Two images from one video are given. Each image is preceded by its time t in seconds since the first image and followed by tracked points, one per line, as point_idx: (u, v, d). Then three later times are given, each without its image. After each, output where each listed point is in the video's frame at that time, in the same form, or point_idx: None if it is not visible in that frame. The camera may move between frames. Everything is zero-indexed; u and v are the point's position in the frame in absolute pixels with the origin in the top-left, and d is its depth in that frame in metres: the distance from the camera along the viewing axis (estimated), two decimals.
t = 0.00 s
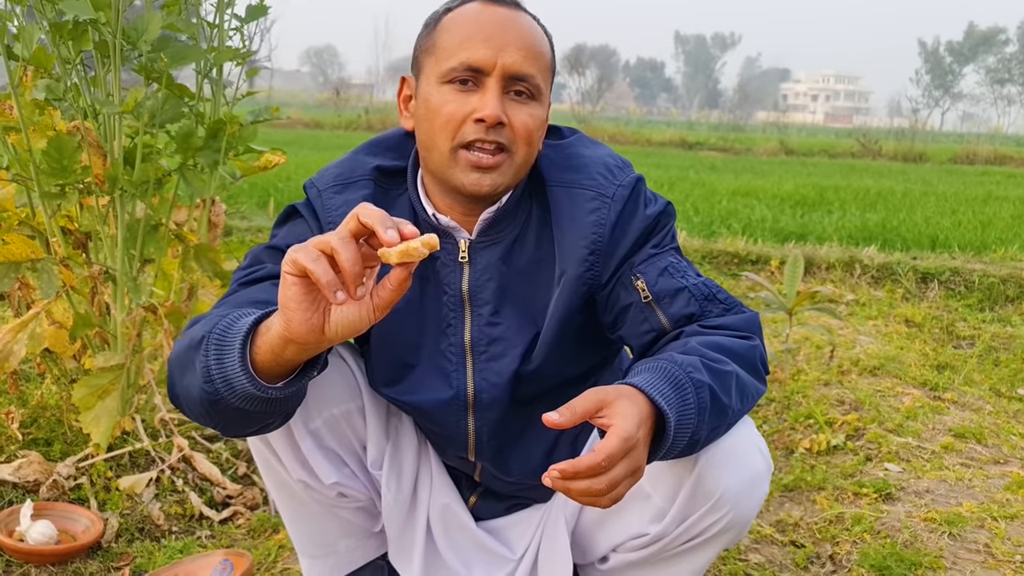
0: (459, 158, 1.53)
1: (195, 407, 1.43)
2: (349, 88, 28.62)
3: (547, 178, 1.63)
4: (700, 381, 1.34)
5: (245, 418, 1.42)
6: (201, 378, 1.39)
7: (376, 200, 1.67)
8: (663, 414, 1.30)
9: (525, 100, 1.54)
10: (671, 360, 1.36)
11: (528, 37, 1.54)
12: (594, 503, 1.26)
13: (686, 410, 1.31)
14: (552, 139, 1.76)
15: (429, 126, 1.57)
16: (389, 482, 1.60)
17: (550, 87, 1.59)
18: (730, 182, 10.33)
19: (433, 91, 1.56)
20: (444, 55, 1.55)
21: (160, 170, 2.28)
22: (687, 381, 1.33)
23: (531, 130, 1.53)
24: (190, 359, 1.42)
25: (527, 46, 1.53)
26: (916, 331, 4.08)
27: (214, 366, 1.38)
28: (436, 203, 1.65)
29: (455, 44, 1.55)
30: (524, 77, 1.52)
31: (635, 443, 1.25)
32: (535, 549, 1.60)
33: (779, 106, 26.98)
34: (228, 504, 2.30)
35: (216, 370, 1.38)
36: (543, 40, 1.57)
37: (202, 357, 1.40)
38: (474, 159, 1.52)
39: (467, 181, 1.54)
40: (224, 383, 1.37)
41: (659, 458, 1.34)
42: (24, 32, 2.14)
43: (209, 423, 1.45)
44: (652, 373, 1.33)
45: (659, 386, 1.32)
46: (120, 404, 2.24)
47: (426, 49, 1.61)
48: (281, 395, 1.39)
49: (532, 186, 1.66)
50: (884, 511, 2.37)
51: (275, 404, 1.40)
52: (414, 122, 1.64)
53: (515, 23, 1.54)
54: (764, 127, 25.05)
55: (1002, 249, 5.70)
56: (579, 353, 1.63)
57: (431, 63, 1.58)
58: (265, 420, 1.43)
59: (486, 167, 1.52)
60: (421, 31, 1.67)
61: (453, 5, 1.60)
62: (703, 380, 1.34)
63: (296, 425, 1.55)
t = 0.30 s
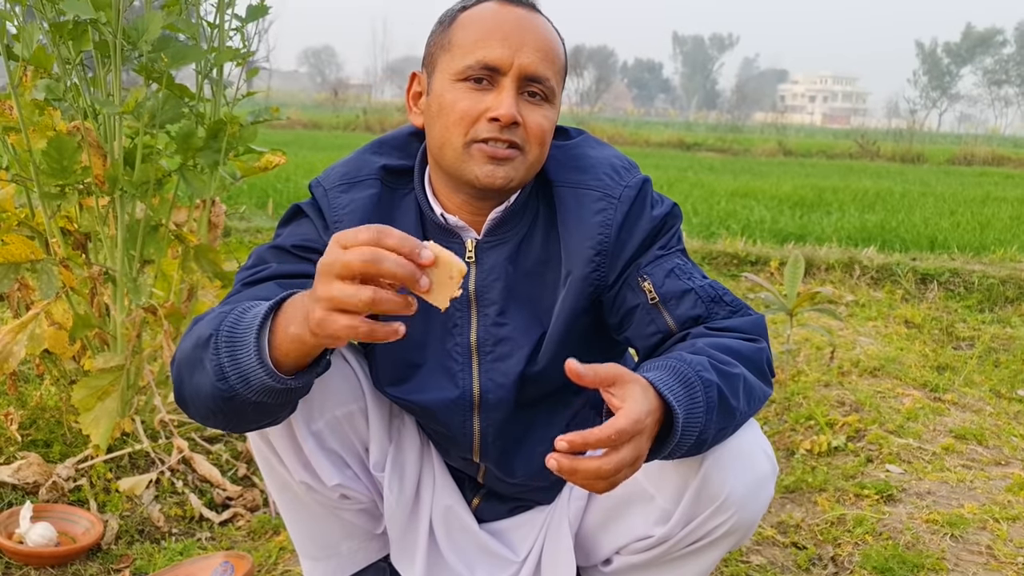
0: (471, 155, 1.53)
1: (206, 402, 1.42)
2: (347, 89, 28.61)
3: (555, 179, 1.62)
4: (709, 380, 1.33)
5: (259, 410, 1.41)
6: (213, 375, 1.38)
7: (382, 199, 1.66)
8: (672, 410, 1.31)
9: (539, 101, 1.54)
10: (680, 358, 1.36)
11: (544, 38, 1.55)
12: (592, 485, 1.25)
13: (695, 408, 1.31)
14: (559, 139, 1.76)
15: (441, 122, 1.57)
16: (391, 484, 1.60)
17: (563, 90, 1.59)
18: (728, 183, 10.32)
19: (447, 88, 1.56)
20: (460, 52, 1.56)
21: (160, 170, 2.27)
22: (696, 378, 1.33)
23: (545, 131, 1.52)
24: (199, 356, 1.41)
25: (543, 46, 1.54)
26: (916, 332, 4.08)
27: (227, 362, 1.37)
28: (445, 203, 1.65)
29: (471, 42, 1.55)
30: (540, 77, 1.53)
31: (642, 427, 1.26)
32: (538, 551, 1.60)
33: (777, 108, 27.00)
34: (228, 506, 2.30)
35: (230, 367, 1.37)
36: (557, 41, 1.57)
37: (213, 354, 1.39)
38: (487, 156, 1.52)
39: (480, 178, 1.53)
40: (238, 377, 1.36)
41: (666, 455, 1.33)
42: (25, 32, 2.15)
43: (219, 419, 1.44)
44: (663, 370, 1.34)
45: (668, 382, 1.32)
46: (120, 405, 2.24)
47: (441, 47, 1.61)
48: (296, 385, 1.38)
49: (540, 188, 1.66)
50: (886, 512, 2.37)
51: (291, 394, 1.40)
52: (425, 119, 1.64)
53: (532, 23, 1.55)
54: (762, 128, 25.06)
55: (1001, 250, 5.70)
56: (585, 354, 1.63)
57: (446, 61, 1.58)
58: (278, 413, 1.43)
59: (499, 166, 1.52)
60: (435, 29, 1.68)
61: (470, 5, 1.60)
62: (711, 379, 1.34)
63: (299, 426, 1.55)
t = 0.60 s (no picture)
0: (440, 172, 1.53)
1: (202, 388, 1.41)
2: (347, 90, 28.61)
3: (556, 187, 1.63)
4: (720, 379, 1.34)
5: (257, 388, 1.40)
6: (206, 357, 1.37)
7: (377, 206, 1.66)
8: (686, 397, 1.30)
9: (510, 114, 1.52)
10: (694, 354, 1.35)
11: (515, 50, 1.53)
12: (589, 416, 1.24)
13: (706, 401, 1.31)
14: (560, 147, 1.77)
15: (414, 139, 1.57)
16: (389, 487, 1.60)
17: (540, 102, 1.56)
18: (727, 185, 10.32)
19: (419, 104, 1.57)
20: (431, 68, 1.56)
21: (156, 173, 2.26)
22: (711, 375, 1.33)
23: (514, 145, 1.51)
24: (191, 344, 1.41)
25: (510, 61, 1.52)
26: (914, 335, 4.08)
27: (220, 343, 1.36)
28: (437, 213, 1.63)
29: (440, 58, 1.55)
30: (507, 91, 1.51)
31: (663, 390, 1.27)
32: (535, 554, 1.60)
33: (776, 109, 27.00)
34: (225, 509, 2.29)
35: (224, 346, 1.36)
36: (532, 52, 1.56)
37: (204, 339, 1.38)
38: (454, 174, 1.51)
39: (447, 197, 1.53)
40: (232, 354, 1.35)
41: (668, 444, 1.33)
42: (22, 34, 2.12)
43: (217, 403, 1.43)
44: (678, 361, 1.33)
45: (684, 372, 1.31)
46: (116, 407, 2.21)
47: (418, 62, 1.61)
48: (292, 354, 1.37)
49: (540, 197, 1.67)
50: (883, 516, 2.36)
51: (289, 364, 1.39)
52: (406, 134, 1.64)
53: (503, 35, 1.53)
54: (762, 130, 25.06)
55: (999, 253, 5.70)
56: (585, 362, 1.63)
57: (420, 76, 1.58)
58: (276, 390, 1.42)
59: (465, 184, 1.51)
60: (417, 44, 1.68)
61: (447, 17, 1.60)
62: (723, 377, 1.34)
63: (298, 428, 1.55)
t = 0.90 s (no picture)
0: (447, 163, 1.55)
1: (192, 416, 1.44)
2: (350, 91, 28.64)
3: (544, 188, 1.65)
4: (710, 395, 1.35)
5: (246, 415, 1.43)
6: (194, 387, 1.40)
7: (374, 211, 1.68)
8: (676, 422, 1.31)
9: (512, 105, 1.55)
10: (683, 372, 1.37)
11: (510, 44, 1.56)
12: (597, 472, 1.25)
13: (698, 421, 1.32)
14: (548, 149, 1.79)
15: (417, 134, 1.59)
16: (387, 489, 1.62)
17: (537, 93, 1.60)
18: (729, 187, 10.33)
19: (421, 101, 1.59)
20: (430, 66, 1.58)
21: (160, 176, 2.29)
22: (702, 393, 1.35)
23: (520, 133, 1.54)
24: (178, 370, 1.43)
25: (509, 53, 1.55)
26: (913, 338, 4.09)
27: (205, 374, 1.39)
28: (432, 212, 1.67)
29: (438, 55, 1.57)
30: (508, 82, 1.54)
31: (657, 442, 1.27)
32: (531, 556, 1.62)
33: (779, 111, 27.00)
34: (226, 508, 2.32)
35: (208, 377, 1.39)
36: (527, 47, 1.59)
37: (189, 368, 1.40)
38: (463, 163, 1.53)
39: (458, 185, 1.54)
40: (218, 387, 1.38)
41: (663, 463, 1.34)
42: (28, 40, 2.18)
43: (209, 427, 1.46)
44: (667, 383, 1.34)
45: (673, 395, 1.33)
46: (120, 408, 2.24)
47: (413, 63, 1.64)
48: (275, 387, 1.41)
49: (528, 198, 1.70)
50: (879, 518, 2.38)
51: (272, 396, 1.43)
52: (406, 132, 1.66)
53: (499, 30, 1.57)
54: (764, 132, 25.06)
55: (1000, 256, 5.72)
56: (578, 360, 1.65)
57: (418, 75, 1.61)
58: (263, 416, 1.46)
59: (475, 171, 1.54)
60: (408, 48, 1.70)
61: (439, 19, 1.62)
62: (712, 393, 1.36)
63: (296, 431, 1.57)
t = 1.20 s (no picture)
0: (448, 171, 1.58)
1: (204, 418, 1.47)
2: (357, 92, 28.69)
3: (545, 191, 1.67)
4: (702, 394, 1.36)
5: (257, 419, 1.46)
6: (207, 393, 1.42)
7: (379, 211, 1.71)
8: (666, 420, 1.33)
9: (513, 115, 1.57)
10: (675, 371, 1.39)
11: (513, 53, 1.57)
12: (581, 478, 1.28)
13: (688, 420, 1.34)
14: (552, 152, 1.81)
15: (419, 140, 1.61)
16: (390, 485, 1.64)
17: (539, 100, 1.61)
18: (736, 189, 10.32)
19: (423, 108, 1.61)
20: (433, 73, 1.59)
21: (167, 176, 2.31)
22: (691, 393, 1.36)
23: (520, 143, 1.56)
24: (191, 375, 1.45)
25: (511, 63, 1.56)
26: (919, 340, 4.09)
27: (218, 380, 1.41)
28: (435, 215, 1.69)
29: (441, 63, 1.59)
30: (509, 92, 1.56)
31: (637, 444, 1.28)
32: (531, 554, 1.63)
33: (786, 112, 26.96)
34: (231, 506, 2.34)
35: (222, 383, 1.41)
36: (529, 54, 1.60)
37: (203, 374, 1.42)
38: (462, 171, 1.56)
39: (457, 194, 1.58)
40: (231, 393, 1.41)
41: (657, 462, 1.36)
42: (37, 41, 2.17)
43: (222, 429, 1.49)
44: (661, 384, 1.36)
45: (665, 396, 1.34)
46: (127, 406, 2.27)
47: (418, 68, 1.65)
48: (288, 394, 1.44)
49: (531, 200, 1.71)
50: (881, 519, 2.39)
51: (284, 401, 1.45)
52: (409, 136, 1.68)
53: (502, 39, 1.58)
54: (772, 133, 25.01)
55: (1007, 258, 5.70)
56: (578, 361, 1.67)
57: (422, 82, 1.62)
58: (275, 420, 1.48)
59: (474, 180, 1.56)
60: (414, 51, 1.71)
61: (444, 25, 1.64)
62: (705, 392, 1.37)
63: (300, 428, 1.59)
